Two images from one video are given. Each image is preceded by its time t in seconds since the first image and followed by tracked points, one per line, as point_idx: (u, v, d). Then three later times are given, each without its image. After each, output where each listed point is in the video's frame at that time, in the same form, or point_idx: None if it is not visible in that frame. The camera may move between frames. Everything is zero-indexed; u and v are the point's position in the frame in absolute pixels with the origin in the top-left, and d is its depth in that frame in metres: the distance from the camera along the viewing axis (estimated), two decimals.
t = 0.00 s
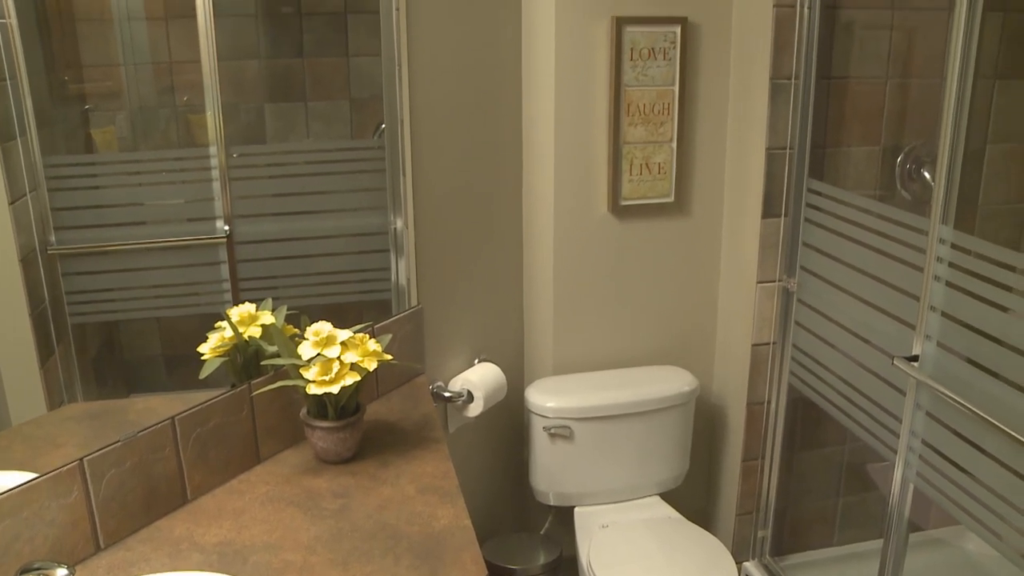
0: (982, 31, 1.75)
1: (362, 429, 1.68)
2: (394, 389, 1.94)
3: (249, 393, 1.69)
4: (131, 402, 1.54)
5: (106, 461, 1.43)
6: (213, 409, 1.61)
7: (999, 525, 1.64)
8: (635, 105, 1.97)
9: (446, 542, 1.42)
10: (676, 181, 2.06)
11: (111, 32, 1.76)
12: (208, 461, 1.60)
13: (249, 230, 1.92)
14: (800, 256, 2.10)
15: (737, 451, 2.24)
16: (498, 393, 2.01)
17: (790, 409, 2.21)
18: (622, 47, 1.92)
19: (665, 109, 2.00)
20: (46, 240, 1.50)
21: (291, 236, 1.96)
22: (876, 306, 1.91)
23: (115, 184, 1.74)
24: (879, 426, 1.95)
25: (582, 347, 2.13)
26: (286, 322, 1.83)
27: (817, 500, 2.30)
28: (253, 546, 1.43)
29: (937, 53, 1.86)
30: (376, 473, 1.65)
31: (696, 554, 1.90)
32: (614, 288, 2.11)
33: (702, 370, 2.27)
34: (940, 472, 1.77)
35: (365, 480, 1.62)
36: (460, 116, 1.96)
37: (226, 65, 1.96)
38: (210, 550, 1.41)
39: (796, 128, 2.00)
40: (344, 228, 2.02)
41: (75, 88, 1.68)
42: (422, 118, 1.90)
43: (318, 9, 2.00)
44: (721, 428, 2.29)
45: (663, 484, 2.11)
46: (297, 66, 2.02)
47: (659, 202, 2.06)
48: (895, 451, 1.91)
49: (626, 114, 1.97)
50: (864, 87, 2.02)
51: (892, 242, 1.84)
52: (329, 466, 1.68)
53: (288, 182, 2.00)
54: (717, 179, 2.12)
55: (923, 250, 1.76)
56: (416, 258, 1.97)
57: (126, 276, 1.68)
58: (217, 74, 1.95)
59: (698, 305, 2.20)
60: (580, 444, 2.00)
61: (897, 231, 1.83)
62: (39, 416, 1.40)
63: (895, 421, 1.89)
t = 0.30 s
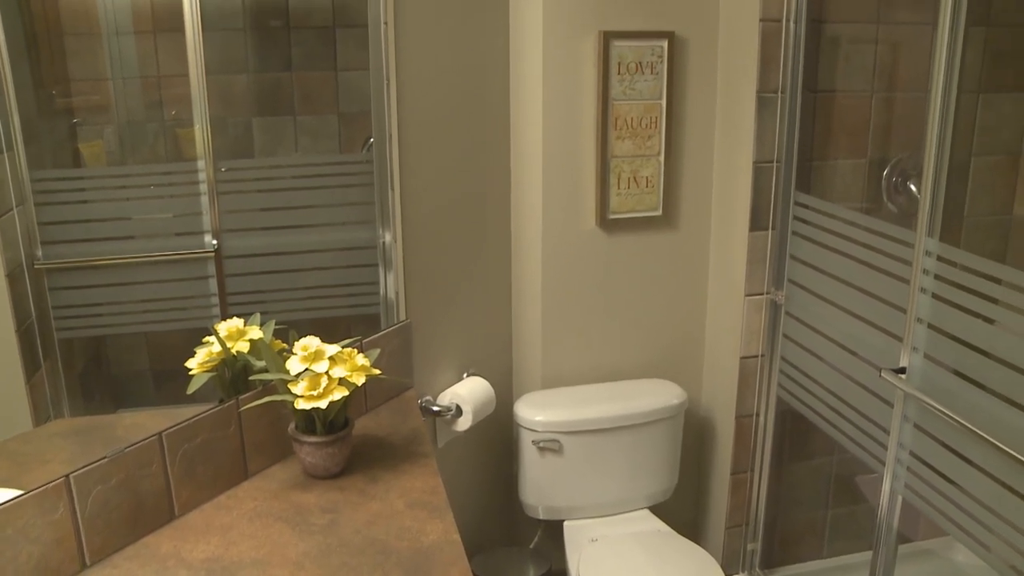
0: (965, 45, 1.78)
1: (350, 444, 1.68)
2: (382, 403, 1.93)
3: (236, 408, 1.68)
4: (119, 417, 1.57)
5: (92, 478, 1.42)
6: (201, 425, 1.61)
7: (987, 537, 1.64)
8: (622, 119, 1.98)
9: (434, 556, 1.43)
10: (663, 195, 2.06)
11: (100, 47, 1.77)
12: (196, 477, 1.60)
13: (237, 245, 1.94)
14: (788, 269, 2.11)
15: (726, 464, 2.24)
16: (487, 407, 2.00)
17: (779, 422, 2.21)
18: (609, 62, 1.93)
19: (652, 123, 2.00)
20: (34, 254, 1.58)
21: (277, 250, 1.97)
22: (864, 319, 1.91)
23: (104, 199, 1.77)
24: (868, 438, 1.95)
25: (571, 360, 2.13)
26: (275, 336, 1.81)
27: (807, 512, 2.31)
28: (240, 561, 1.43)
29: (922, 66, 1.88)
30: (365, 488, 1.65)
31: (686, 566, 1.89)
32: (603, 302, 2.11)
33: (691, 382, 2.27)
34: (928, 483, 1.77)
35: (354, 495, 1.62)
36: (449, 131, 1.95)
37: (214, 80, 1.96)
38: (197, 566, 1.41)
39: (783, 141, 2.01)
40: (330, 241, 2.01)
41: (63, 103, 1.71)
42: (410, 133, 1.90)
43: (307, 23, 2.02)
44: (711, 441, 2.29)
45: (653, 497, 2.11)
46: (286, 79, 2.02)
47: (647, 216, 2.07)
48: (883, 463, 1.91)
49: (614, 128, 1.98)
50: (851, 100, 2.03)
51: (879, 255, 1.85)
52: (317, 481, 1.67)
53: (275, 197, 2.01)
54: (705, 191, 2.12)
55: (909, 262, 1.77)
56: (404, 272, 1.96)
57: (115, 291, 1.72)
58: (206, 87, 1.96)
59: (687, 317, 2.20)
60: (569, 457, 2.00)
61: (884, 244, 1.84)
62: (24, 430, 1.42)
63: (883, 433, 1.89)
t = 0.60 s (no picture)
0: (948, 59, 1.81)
1: (338, 459, 1.67)
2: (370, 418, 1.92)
3: (224, 422, 1.66)
4: (105, 433, 1.58)
5: (78, 494, 1.41)
6: (188, 440, 1.59)
7: (975, 548, 1.64)
8: (609, 132, 1.98)
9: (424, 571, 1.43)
10: (651, 208, 2.07)
11: (86, 60, 1.92)
12: (183, 493, 1.58)
13: (224, 257, 2.02)
14: (775, 282, 2.11)
15: (714, 477, 2.24)
16: (475, 420, 2.00)
17: (768, 435, 2.21)
18: (596, 76, 1.94)
19: (639, 137, 2.01)
20: (19, 268, 1.72)
21: (264, 264, 2.01)
22: (852, 331, 1.91)
23: (90, 213, 1.91)
24: (856, 451, 1.95)
25: (560, 373, 2.13)
26: (262, 351, 1.81)
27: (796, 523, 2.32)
28: None
29: (906, 80, 1.90)
30: (353, 503, 1.64)
31: None
32: (591, 315, 2.11)
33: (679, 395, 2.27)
34: (917, 495, 1.77)
35: (342, 510, 1.62)
36: (436, 145, 1.95)
37: (202, 94, 2.04)
38: None
39: (769, 155, 2.01)
40: (317, 256, 2.03)
41: (50, 116, 1.84)
42: (399, 146, 1.89)
43: (294, 38, 2.02)
44: (699, 455, 2.29)
45: (643, 510, 2.11)
46: (273, 94, 2.04)
47: (635, 229, 2.07)
48: (871, 475, 1.91)
49: (601, 142, 1.98)
50: (835, 114, 2.04)
51: (865, 267, 1.85)
52: (305, 496, 1.66)
53: (264, 211, 2.05)
54: (692, 205, 2.13)
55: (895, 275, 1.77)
56: (393, 286, 1.93)
57: (102, 304, 1.85)
58: (194, 101, 2.04)
59: (675, 330, 2.21)
60: (558, 471, 2.00)
61: (869, 257, 1.84)
62: (10, 447, 1.47)
63: (871, 445, 1.89)
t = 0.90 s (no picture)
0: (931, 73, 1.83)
1: (325, 473, 1.67)
2: (358, 433, 1.92)
3: (211, 438, 1.65)
4: (93, 449, 1.58)
5: (64, 511, 1.40)
6: (174, 456, 1.59)
7: (963, 560, 1.63)
8: (596, 147, 1.99)
9: None
10: (638, 222, 2.07)
11: (72, 73, 1.89)
12: (169, 508, 1.58)
13: (212, 273, 2.03)
14: (763, 294, 2.12)
15: (702, 490, 2.24)
16: (463, 433, 1.99)
17: (756, 447, 2.22)
18: (583, 90, 1.94)
19: (626, 151, 2.02)
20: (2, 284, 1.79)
21: (250, 279, 2.02)
22: (840, 344, 1.91)
23: (78, 227, 1.93)
24: (843, 463, 1.96)
25: (549, 387, 2.13)
26: (249, 366, 1.82)
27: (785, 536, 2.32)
28: None
29: (891, 93, 1.91)
30: (341, 518, 1.64)
31: None
32: (579, 328, 2.11)
33: (668, 407, 2.28)
34: (904, 507, 1.77)
35: (330, 525, 1.61)
36: (424, 159, 1.96)
37: (189, 108, 2.00)
38: None
39: (755, 169, 2.03)
40: (311, 269, 2.03)
41: (36, 130, 1.86)
42: (386, 160, 1.89)
43: (282, 52, 1.98)
44: (688, 467, 2.29)
45: (632, 522, 2.11)
46: (262, 108, 2.02)
47: (623, 242, 2.07)
48: (859, 487, 1.92)
49: (588, 156, 1.99)
50: (822, 127, 2.05)
51: (850, 279, 1.86)
52: (292, 512, 1.66)
53: (253, 225, 2.04)
54: (680, 219, 2.14)
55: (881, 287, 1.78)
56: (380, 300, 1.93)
57: (90, 319, 1.88)
58: (181, 116, 2.01)
59: (663, 343, 2.21)
60: (546, 485, 2.00)
61: (854, 269, 1.85)
62: None
63: (858, 457, 1.90)
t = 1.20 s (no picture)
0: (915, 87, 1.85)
1: (313, 488, 1.66)
2: (345, 448, 1.91)
3: (198, 454, 1.66)
4: (79, 465, 1.59)
5: (48, 528, 1.40)
6: (160, 472, 1.58)
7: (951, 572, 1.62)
8: (583, 161, 2.00)
9: None
10: (626, 237, 2.08)
11: (59, 87, 1.84)
12: (156, 525, 1.57)
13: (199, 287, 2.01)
14: (750, 307, 2.13)
15: (691, 503, 2.24)
16: (451, 448, 1.99)
17: (744, 460, 2.22)
18: (570, 104, 1.95)
19: (613, 165, 2.02)
20: None
21: (239, 293, 2.01)
22: (828, 357, 1.92)
23: (66, 242, 1.88)
24: (831, 475, 1.96)
25: (537, 400, 2.13)
26: (236, 381, 1.82)
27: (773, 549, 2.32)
28: None
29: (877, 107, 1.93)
30: (329, 534, 1.63)
31: None
32: (568, 341, 2.11)
33: (656, 421, 2.28)
34: (893, 519, 1.76)
35: (318, 541, 1.60)
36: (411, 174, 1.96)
37: (177, 122, 1.97)
38: None
39: (742, 183, 2.04)
40: (296, 284, 2.02)
41: (21, 145, 1.81)
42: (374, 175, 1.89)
43: (269, 66, 1.96)
44: (676, 480, 2.29)
45: (621, 536, 2.10)
46: (249, 122, 2.00)
47: (610, 256, 2.08)
48: (847, 499, 1.92)
49: (575, 170, 1.99)
50: (809, 141, 2.06)
51: (836, 292, 1.87)
52: (279, 527, 1.65)
53: (240, 240, 2.02)
54: (667, 233, 2.14)
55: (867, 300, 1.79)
56: (368, 315, 1.94)
57: (76, 336, 1.87)
58: (168, 129, 1.97)
59: (651, 356, 2.21)
60: (534, 499, 2.00)
61: (841, 283, 1.87)
62: None
63: (846, 469, 1.90)
